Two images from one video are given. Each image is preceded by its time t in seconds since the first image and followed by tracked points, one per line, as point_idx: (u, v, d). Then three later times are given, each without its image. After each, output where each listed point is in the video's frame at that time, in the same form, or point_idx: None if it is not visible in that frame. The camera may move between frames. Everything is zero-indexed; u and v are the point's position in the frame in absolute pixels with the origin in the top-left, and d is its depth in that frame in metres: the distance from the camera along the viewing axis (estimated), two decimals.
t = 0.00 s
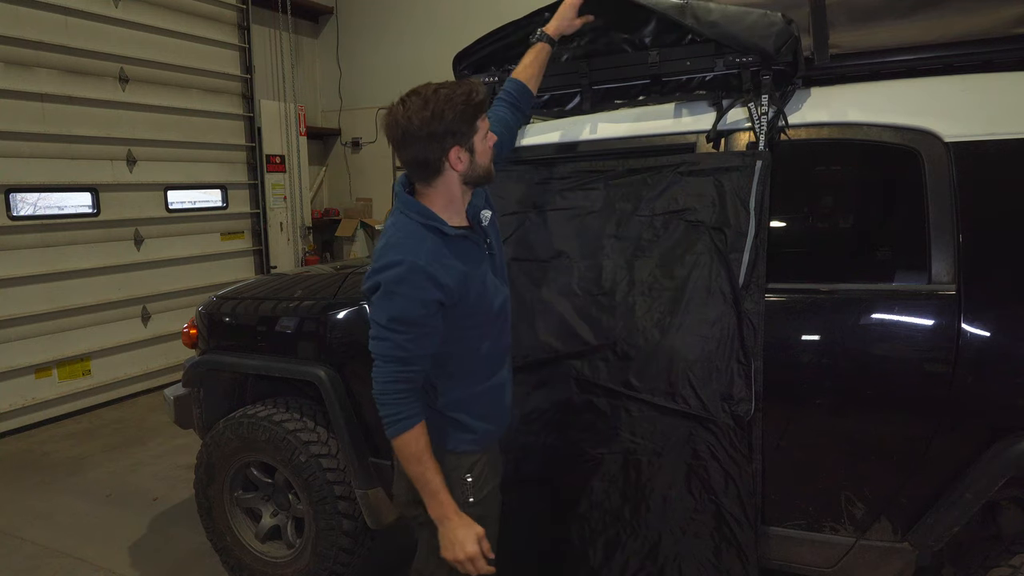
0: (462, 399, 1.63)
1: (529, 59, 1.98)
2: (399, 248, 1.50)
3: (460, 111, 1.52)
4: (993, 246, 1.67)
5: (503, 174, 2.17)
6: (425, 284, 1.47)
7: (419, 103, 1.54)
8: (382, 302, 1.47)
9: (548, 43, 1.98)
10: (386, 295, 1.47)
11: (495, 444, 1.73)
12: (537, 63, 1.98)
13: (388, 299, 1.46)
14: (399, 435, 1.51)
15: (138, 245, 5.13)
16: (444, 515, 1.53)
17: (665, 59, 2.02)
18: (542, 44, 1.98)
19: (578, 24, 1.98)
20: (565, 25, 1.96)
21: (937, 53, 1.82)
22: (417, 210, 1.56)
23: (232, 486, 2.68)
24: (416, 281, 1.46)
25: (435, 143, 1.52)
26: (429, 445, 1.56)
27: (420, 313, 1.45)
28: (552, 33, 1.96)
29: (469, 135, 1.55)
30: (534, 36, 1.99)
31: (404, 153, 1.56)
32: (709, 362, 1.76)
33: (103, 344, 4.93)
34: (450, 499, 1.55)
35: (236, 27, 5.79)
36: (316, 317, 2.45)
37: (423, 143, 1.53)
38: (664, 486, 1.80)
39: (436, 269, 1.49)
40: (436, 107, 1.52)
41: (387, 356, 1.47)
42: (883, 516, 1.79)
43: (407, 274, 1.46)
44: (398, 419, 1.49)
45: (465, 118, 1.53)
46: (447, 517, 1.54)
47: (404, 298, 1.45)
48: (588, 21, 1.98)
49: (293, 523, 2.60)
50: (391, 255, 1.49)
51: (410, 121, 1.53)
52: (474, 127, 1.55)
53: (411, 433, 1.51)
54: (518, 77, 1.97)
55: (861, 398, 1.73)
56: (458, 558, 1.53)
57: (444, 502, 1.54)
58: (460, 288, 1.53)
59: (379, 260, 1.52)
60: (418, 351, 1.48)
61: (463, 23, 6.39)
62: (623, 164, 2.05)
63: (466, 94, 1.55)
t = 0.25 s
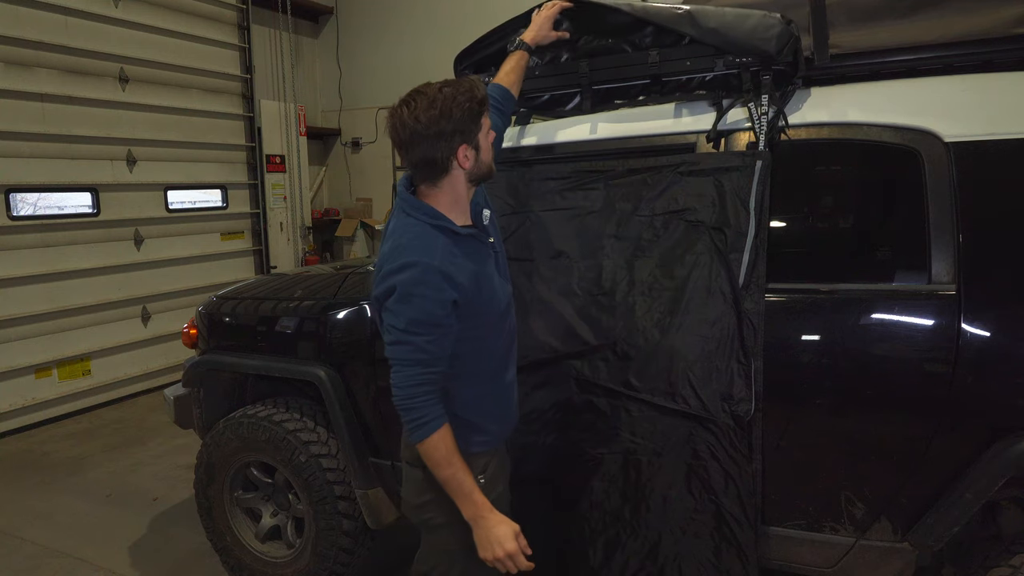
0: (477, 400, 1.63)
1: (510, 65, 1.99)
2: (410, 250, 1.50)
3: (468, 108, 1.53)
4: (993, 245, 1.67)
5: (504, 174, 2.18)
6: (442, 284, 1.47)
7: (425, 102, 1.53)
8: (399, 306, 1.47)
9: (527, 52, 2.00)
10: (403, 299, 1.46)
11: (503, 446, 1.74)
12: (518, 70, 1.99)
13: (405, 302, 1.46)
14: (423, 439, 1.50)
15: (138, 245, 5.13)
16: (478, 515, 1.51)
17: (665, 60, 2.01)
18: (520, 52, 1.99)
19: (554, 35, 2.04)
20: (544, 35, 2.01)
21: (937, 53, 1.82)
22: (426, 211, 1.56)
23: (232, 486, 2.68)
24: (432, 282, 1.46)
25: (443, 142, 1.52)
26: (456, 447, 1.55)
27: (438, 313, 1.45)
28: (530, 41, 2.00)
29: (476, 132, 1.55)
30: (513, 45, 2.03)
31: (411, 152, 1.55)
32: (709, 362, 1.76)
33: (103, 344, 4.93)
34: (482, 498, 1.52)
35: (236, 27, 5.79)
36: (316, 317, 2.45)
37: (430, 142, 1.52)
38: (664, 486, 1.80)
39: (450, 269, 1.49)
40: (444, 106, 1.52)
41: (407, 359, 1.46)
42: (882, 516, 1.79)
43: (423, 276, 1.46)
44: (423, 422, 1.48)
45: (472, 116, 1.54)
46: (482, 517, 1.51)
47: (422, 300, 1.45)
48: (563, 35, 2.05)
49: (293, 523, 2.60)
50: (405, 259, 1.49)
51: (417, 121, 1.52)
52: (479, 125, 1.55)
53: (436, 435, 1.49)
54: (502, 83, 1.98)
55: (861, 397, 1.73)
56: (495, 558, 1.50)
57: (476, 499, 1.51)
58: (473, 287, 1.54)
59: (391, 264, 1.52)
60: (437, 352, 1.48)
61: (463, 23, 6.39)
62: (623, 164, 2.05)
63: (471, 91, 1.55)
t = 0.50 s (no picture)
0: (480, 399, 1.63)
1: (505, 72, 1.98)
2: (413, 249, 1.50)
3: (468, 108, 1.53)
4: (993, 245, 1.67)
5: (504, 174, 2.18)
6: (446, 282, 1.47)
7: (425, 101, 1.54)
8: (403, 306, 1.47)
9: (522, 60, 2.00)
10: (407, 298, 1.46)
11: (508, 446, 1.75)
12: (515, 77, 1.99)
13: (409, 300, 1.46)
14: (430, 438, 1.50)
15: (138, 245, 5.13)
16: (486, 509, 1.52)
17: (665, 61, 2.02)
18: (515, 60, 1.99)
19: (551, 43, 2.05)
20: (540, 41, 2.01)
21: (937, 53, 1.81)
22: (428, 211, 1.56)
23: (232, 486, 2.68)
24: (436, 281, 1.46)
25: (444, 141, 1.52)
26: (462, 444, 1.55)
27: (442, 311, 1.45)
28: (526, 49, 1.99)
29: (476, 131, 1.55)
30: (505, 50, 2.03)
31: (413, 152, 1.55)
32: (709, 362, 1.76)
33: (103, 344, 4.93)
34: (490, 492, 1.54)
35: (236, 27, 5.79)
36: (316, 317, 2.45)
37: (432, 142, 1.52)
38: (664, 486, 1.80)
39: (453, 267, 1.50)
40: (444, 105, 1.52)
41: (412, 358, 1.46)
42: (882, 516, 1.79)
43: (427, 274, 1.46)
44: (429, 420, 1.48)
45: (472, 115, 1.54)
46: (490, 510, 1.52)
47: (426, 299, 1.45)
48: (560, 44, 2.05)
49: (293, 523, 2.60)
50: (408, 257, 1.49)
51: (418, 121, 1.52)
52: (480, 124, 1.56)
53: (443, 433, 1.50)
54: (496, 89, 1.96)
55: (860, 398, 1.73)
56: (504, 550, 1.52)
57: (485, 494, 1.52)
58: (476, 285, 1.54)
59: (395, 264, 1.52)
60: (442, 350, 1.48)
61: (463, 24, 6.39)
62: (624, 164, 2.04)
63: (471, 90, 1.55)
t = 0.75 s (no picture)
0: (479, 400, 1.63)
1: (508, 78, 1.97)
2: (414, 249, 1.50)
3: (461, 110, 1.52)
4: (993, 245, 1.67)
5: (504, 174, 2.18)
6: (446, 282, 1.47)
7: (420, 102, 1.54)
8: (404, 306, 1.46)
9: (527, 64, 2.00)
10: (408, 298, 1.46)
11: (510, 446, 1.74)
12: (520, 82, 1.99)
13: (409, 300, 1.46)
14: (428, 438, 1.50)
15: (138, 245, 5.14)
16: (477, 513, 1.53)
17: (665, 61, 2.04)
18: (519, 65, 1.99)
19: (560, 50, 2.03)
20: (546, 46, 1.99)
21: (937, 53, 1.81)
22: (429, 211, 1.56)
23: (232, 486, 2.68)
24: (436, 281, 1.46)
25: (434, 143, 1.52)
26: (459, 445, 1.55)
27: (442, 311, 1.45)
28: (532, 54, 1.99)
29: (471, 134, 1.54)
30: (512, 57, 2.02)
31: (409, 151, 1.56)
32: (709, 362, 1.76)
33: (103, 344, 4.93)
34: (481, 496, 1.55)
35: (236, 27, 5.79)
36: (316, 317, 2.45)
37: (423, 142, 1.53)
38: (664, 487, 1.80)
39: (453, 267, 1.50)
40: (437, 107, 1.52)
41: (412, 358, 1.46)
42: (883, 516, 1.79)
43: (427, 274, 1.46)
44: (428, 420, 1.48)
45: (466, 118, 1.52)
46: (480, 515, 1.53)
47: (426, 299, 1.45)
48: (569, 52, 2.03)
49: (293, 523, 2.60)
50: (409, 257, 1.49)
51: (412, 121, 1.54)
52: (474, 128, 1.54)
53: (441, 433, 1.50)
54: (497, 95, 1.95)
55: (861, 398, 1.73)
56: (493, 554, 1.53)
57: (477, 497, 1.53)
58: (476, 285, 1.54)
59: (395, 263, 1.51)
60: (442, 351, 1.48)
61: (463, 24, 6.39)
62: (624, 164, 2.04)
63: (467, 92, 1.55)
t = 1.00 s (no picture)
0: (477, 399, 1.63)
1: (511, 77, 1.99)
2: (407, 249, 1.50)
3: (438, 113, 1.51)
4: (993, 246, 1.67)
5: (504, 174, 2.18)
6: (439, 281, 1.47)
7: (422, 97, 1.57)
8: (398, 305, 1.47)
9: (531, 60, 2.00)
10: (401, 297, 1.46)
11: (510, 445, 1.74)
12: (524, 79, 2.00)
13: (403, 300, 1.46)
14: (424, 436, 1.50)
15: (138, 245, 5.14)
16: (477, 510, 1.53)
17: (666, 61, 2.03)
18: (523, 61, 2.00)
19: (560, 37, 2.02)
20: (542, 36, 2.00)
21: (937, 53, 1.81)
22: (423, 211, 1.56)
23: (232, 486, 2.68)
24: (430, 280, 1.46)
25: (414, 138, 1.57)
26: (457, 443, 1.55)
27: (436, 311, 1.45)
28: (533, 49, 1.99)
29: (443, 139, 1.52)
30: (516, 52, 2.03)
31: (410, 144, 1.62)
32: (709, 362, 1.76)
33: (103, 345, 4.93)
34: (481, 493, 1.55)
35: (236, 27, 5.79)
36: (316, 317, 2.45)
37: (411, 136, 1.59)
38: (664, 487, 1.80)
39: (447, 266, 1.50)
40: (422, 104, 1.55)
41: (407, 357, 1.46)
42: (883, 516, 1.79)
43: (420, 274, 1.46)
44: (424, 418, 1.48)
45: (440, 121, 1.51)
46: (481, 511, 1.53)
47: (419, 298, 1.45)
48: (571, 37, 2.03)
49: (293, 523, 2.60)
50: (402, 257, 1.49)
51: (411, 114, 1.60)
52: (445, 134, 1.51)
53: (437, 431, 1.50)
54: (500, 96, 1.96)
55: (861, 398, 1.73)
56: (494, 550, 1.53)
57: (478, 495, 1.53)
58: (471, 284, 1.54)
59: (389, 263, 1.52)
60: (437, 349, 1.48)
61: (463, 24, 6.39)
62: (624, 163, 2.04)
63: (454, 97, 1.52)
